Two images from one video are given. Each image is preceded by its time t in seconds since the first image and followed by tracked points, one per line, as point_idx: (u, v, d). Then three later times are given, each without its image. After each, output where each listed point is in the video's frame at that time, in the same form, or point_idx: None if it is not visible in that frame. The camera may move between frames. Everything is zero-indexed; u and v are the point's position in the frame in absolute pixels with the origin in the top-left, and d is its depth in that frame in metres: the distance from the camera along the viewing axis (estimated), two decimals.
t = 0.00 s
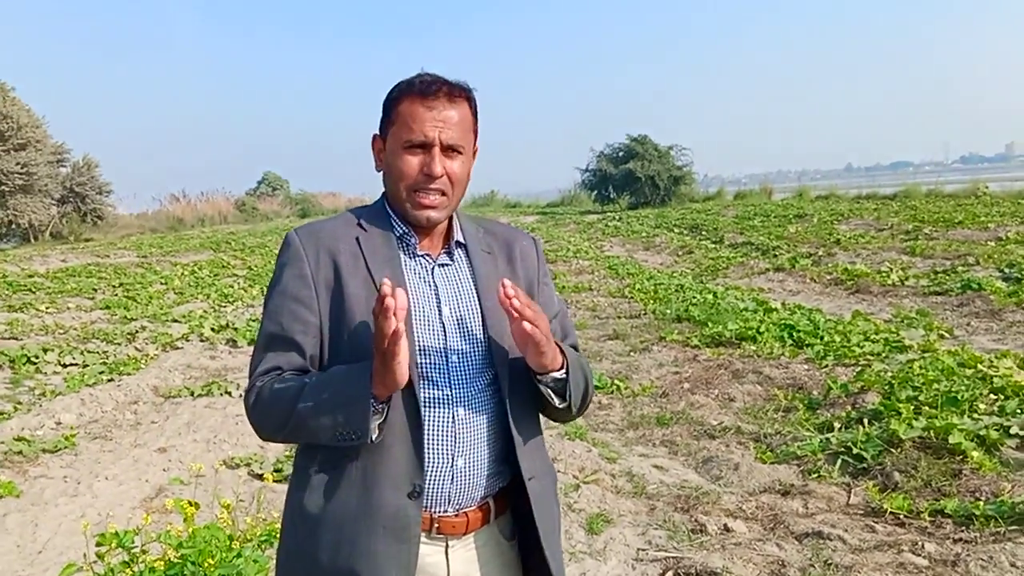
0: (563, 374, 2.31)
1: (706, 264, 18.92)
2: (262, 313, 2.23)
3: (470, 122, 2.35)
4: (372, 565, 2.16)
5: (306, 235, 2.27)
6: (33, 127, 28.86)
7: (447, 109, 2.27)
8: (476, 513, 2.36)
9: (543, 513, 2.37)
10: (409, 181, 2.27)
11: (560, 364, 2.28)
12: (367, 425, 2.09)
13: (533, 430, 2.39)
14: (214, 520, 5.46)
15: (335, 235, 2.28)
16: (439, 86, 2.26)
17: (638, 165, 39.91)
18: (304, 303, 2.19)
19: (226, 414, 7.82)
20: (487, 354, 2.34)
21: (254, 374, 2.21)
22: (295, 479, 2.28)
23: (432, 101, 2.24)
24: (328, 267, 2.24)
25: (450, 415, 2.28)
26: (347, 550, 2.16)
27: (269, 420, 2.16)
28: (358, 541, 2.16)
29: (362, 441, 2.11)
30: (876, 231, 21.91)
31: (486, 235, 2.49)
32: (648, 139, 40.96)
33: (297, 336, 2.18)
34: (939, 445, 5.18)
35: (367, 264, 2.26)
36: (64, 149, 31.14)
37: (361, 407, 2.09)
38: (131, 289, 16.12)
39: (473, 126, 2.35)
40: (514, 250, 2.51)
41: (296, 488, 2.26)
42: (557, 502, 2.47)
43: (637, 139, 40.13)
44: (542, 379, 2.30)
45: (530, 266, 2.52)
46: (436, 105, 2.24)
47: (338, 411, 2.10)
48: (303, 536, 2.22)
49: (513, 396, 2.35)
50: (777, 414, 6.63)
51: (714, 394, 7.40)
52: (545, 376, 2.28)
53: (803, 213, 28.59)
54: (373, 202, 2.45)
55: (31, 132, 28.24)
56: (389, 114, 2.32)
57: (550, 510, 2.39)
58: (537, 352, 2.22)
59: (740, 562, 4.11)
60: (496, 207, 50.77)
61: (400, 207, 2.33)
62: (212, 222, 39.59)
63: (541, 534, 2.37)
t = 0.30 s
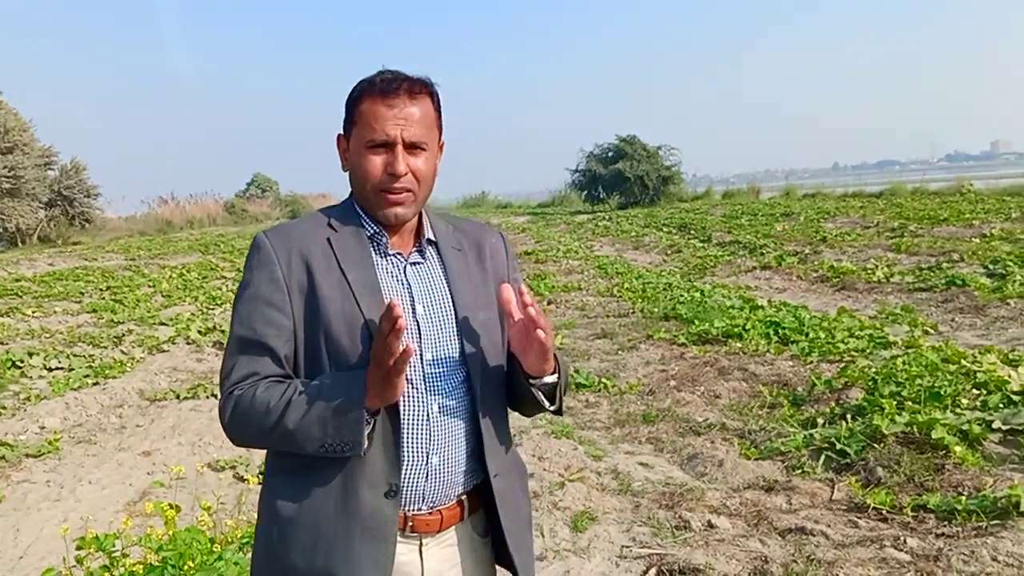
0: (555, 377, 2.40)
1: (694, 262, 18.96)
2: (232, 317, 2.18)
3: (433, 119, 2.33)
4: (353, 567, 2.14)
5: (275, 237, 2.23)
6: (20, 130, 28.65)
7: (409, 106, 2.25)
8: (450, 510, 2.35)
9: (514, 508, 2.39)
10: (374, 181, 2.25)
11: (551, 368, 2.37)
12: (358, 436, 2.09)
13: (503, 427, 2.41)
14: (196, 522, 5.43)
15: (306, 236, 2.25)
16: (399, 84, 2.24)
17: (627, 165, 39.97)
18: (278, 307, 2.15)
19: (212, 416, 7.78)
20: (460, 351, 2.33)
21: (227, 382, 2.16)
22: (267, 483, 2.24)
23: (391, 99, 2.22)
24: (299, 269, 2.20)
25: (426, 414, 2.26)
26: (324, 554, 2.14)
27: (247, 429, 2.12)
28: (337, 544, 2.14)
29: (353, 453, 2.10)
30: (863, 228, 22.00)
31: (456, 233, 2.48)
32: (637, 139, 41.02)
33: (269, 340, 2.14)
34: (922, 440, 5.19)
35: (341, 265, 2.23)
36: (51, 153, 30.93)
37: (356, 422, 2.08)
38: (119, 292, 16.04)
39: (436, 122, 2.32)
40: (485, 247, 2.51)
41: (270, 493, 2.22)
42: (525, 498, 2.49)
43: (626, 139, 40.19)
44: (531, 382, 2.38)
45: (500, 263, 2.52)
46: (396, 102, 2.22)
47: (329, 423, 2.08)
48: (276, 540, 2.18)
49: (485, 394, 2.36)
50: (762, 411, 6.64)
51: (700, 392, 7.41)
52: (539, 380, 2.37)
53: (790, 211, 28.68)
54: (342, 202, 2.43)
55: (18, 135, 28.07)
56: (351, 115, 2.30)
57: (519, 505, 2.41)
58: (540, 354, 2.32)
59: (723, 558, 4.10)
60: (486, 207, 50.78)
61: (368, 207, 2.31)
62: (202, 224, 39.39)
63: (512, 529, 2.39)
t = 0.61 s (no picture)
0: (506, 374, 2.48)
1: (684, 258, 19.08)
2: (198, 310, 2.24)
3: (395, 118, 2.40)
4: (316, 551, 2.23)
5: (241, 232, 2.30)
6: (4, 125, 28.54)
7: (368, 106, 2.33)
8: (412, 496, 2.44)
9: (466, 497, 2.51)
10: (336, 179, 2.33)
11: (503, 366, 2.46)
12: (321, 426, 2.17)
13: (457, 423, 2.53)
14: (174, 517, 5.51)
15: (272, 232, 2.32)
16: (359, 85, 2.32)
17: (619, 162, 40.09)
18: (244, 300, 2.22)
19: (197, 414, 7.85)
20: (422, 345, 2.43)
21: (193, 372, 2.23)
22: (234, 471, 2.32)
23: (350, 101, 2.30)
24: (265, 264, 2.27)
25: (388, 404, 2.35)
26: (289, 538, 2.23)
27: (213, 418, 2.19)
28: (301, 529, 2.23)
29: (315, 444, 2.19)
30: (850, 225, 22.16)
31: (420, 229, 2.58)
32: (629, 136, 41.11)
33: (235, 333, 2.21)
34: (895, 430, 5.31)
35: (306, 260, 2.30)
36: (39, 149, 30.84)
37: (317, 411, 2.17)
38: (107, 290, 16.06)
39: (398, 121, 2.40)
40: (447, 245, 2.61)
41: (236, 479, 2.30)
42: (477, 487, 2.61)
43: (618, 135, 40.29)
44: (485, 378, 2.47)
45: (461, 261, 2.62)
46: (356, 103, 2.30)
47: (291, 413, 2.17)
48: (242, 526, 2.27)
49: (444, 386, 2.46)
50: (743, 404, 6.74)
51: (684, 386, 7.51)
52: (490, 376, 2.46)
53: (780, 208, 28.84)
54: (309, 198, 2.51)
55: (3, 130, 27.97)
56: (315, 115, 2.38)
57: (468, 494, 2.52)
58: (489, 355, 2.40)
59: (698, 547, 4.20)
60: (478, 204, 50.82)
61: (332, 204, 2.39)
62: (192, 221, 39.22)
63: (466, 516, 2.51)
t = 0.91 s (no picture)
0: (474, 356, 2.59)
1: (696, 246, 19.10)
2: (185, 288, 2.40)
3: (371, 105, 2.53)
4: (295, 515, 2.40)
5: (226, 214, 2.45)
6: (11, 108, 28.81)
7: (343, 94, 2.46)
8: (389, 465, 2.57)
9: (443, 467, 2.63)
10: (310, 162, 2.46)
11: (471, 347, 2.55)
12: (291, 398, 2.31)
13: (435, 398, 2.65)
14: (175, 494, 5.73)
15: (255, 214, 2.46)
16: (335, 73, 2.45)
17: (634, 148, 40.00)
18: (226, 279, 2.37)
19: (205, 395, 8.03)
20: (396, 323, 2.55)
21: (180, 344, 2.40)
22: (223, 439, 2.50)
23: (325, 88, 2.43)
24: (247, 244, 2.42)
25: (364, 379, 2.49)
26: (271, 502, 2.40)
27: (196, 387, 2.36)
28: (282, 494, 2.39)
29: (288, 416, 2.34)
30: (864, 214, 22.09)
31: (400, 213, 2.69)
32: (645, 122, 40.95)
33: (219, 309, 2.37)
34: (891, 415, 5.51)
35: (286, 240, 2.44)
36: (48, 133, 31.18)
37: (287, 386, 2.30)
38: (117, 273, 16.26)
39: (373, 108, 2.53)
40: (426, 228, 2.72)
41: (224, 445, 2.48)
42: (457, 458, 2.72)
43: (634, 122, 40.15)
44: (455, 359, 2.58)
45: (439, 243, 2.74)
46: (331, 91, 2.43)
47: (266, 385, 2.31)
48: (230, 489, 2.45)
49: (418, 361, 2.58)
50: (747, 389, 6.84)
51: (688, 371, 7.62)
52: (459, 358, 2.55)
53: (795, 196, 28.75)
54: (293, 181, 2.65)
55: (9, 113, 28.15)
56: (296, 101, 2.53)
57: (447, 463, 2.65)
58: (455, 341, 2.48)
59: (691, 525, 4.50)
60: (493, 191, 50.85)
61: (309, 186, 2.53)
62: (203, 205, 39.45)
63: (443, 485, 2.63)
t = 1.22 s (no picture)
0: (428, 365, 2.56)
1: (693, 248, 19.14)
2: (178, 291, 2.50)
3: (356, 119, 2.58)
4: (278, 510, 2.47)
5: (218, 221, 2.54)
6: (13, 107, 28.83)
7: (326, 108, 2.52)
8: (373, 464, 2.61)
9: (424, 468, 2.66)
10: (295, 175, 2.53)
11: (422, 357, 2.52)
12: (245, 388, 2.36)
13: (419, 404, 2.68)
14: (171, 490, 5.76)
15: (245, 221, 2.54)
16: (318, 88, 2.52)
17: (633, 149, 40.04)
18: (213, 282, 2.47)
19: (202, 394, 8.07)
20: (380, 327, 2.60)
21: (171, 345, 2.49)
22: (213, 436, 2.58)
23: (309, 103, 2.51)
24: (235, 250, 2.51)
25: (347, 380, 2.55)
26: (254, 498, 2.48)
27: (182, 387, 2.44)
28: (265, 489, 2.46)
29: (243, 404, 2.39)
30: (862, 216, 22.11)
31: (387, 221, 2.74)
32: (643, 123, 40.97)
33: (206, 311, 2.46)
34: (879, 417, 5.57)
35: (272, 247, 2.52)
36: (49, 132, 31.21)
37: (241, 376, 2.36)
38: (116, 273, 16.29)
39: (358, 122, 2.58)
40: (414, 236, 2.76)
41: (214, 443, 2.56)
42: (441, 459, 2.76)
43: (632, 123, 40.18)
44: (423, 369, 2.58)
45: (427, 252, 2.77)
46: (313, 106, 2.50)
47: (227, 374, 2.36)
48: (219, 485, 2.53)
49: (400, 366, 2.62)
50: (738, 391, 6.88)
51: (680, 372, 7.67)
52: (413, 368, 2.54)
53: (793, 198, 28.81)
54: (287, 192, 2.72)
55: (11, 112, 28.20)
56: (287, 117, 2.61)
57: (428, 464, 2.68)
58: (386, 357, 2.43)
59: (678, 525, 4.56)
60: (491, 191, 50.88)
61: (298, 198, 2.59)
62: (202, 204, 39.47)
63: (422, 485, 2.66)
